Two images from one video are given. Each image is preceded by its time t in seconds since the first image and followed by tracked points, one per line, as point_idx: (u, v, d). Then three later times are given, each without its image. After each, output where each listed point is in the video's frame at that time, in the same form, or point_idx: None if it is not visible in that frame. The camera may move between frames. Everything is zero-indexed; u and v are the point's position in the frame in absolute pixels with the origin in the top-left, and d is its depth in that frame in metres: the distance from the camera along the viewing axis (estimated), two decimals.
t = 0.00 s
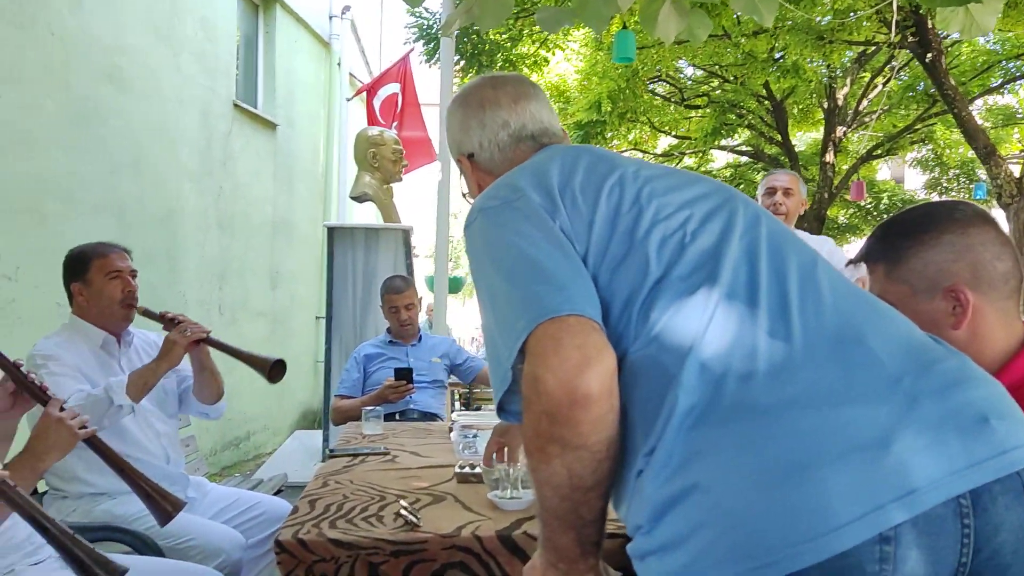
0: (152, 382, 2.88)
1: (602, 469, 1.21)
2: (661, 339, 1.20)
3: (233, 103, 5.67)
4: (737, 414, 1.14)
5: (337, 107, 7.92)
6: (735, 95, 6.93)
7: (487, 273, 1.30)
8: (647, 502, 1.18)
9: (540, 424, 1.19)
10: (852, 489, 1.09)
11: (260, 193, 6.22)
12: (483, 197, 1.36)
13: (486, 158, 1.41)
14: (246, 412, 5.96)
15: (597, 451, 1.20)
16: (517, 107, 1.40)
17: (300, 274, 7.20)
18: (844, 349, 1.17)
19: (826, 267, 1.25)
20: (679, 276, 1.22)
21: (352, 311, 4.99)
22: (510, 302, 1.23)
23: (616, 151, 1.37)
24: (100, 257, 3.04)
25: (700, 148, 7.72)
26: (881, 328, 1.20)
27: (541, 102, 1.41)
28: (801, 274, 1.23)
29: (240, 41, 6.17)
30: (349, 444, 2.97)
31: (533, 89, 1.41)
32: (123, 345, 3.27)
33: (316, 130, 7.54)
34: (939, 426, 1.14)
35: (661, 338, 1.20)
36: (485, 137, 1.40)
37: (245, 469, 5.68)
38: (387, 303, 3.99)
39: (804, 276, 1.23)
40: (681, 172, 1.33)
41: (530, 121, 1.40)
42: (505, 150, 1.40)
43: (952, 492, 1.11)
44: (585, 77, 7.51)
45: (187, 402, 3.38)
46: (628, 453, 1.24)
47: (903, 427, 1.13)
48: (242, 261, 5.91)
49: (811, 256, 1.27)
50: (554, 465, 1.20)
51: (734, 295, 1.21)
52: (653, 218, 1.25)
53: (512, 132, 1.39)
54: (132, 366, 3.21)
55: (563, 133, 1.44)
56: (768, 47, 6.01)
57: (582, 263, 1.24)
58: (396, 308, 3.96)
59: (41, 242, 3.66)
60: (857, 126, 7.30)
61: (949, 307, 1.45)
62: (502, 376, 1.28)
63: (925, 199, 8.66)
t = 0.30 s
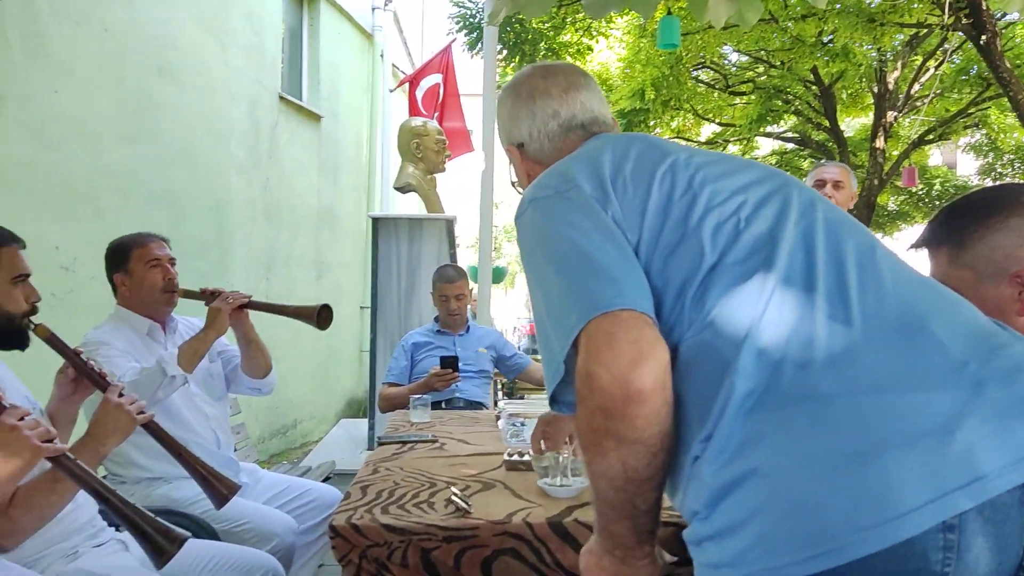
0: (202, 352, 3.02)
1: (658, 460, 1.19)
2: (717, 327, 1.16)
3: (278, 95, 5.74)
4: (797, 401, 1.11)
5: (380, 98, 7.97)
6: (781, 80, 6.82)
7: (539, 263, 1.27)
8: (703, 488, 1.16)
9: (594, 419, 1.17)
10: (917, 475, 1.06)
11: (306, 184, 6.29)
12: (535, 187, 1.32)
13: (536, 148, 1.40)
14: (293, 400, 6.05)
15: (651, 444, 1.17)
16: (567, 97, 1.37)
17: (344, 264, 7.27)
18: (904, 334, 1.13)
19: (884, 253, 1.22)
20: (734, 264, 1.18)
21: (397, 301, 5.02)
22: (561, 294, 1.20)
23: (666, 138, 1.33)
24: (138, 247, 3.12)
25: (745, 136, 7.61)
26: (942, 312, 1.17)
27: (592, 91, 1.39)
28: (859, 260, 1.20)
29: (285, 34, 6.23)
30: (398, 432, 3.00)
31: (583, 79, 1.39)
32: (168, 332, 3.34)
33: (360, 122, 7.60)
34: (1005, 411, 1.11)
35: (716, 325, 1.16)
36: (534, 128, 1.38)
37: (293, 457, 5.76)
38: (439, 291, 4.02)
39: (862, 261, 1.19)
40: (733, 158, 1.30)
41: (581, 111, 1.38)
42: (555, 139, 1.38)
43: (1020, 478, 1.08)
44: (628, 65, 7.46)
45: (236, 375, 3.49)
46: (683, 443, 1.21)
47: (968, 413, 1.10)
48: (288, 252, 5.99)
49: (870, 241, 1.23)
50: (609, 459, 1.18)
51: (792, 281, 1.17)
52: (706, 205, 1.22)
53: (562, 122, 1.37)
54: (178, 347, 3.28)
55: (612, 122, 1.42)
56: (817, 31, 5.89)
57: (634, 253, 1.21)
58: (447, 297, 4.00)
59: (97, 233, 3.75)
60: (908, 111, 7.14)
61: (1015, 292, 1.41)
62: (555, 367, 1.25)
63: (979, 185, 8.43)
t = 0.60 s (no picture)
0: (242, 343, 3.05)
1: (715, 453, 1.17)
2: (780, 318, 1.14)
3: (322, 88, 5.80)
4: (864, 393, 1.08)
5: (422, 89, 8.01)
6: (827, 66, 6.70)
7: (594, 253, 1.25)
8: (766, 481, 1.14)
9: (648, 414, 1.15)
10: (990, 469, 1.04)
11: (349, 176, 6.34)
12: (590, 175, 1.30)
13: (591, 137, 1.38)
14: (338, 391, 6.13)
15: (706, 439, 1.15)
16: (623, 86, 1.36)
17: (387, 255, 7.34)
18: (977, 324, 1.10)
19: (955, 239, 1.18)
20: (797, 252, 1.15)
21: (440, 292, 5.04)
22: (617, 287, 1.19)
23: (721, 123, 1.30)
24: (180, 239, 3.18)
25: (790, 124, 7.48)
26: (1015, 301, 1.13)
27: (647, 81, 1.38)
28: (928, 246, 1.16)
29: (328, 27, 6.28)
30: (445, 422, 3.02)
31: (638, 67, 1.38)
32: (214, 323, 3.39)
33: (402, 114, 7.65)
34: None
35: (779, 315, 1.14)
36: (590, 117, 1.37)
37: (338, 446, 5.84)
38: (486, 282, 4.04)
39: (931, 248, 1.16)
40: (794, 144, 1.26)
41: (637, 100, 1.36)
42: (610, 128, 1.37)
43: None
44: (672, 52, 7.37)
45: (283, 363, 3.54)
46: (744, 436, 1.19)
47: None
48: (332, 243, 6.06)
49: (940, 227, 1.19)
50: (665, 454, 1.16)
51: (858, 268, 1.14)
52: (768, 192, 1.18)
53: (617, 111, 1.36)
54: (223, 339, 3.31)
55: (669, 112, 1.41)
56: (866, 15, 5.77)
57: (691, 244, 1.18)
58: (494, 288, 4.01)
59: (150, 227, 3.83)
60: (959, 96, 6.96)
61: None
62: (608, 359, 1.24)
63: None
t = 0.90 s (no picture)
0: (274, 338, 3.06)
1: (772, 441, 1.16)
2: (842, 307, 1.12)
3: (358, 82, 5.84)
4: (931, 389, 1.06)
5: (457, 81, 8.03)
6: (867, 53, 6.59)
7: (649, 237, 1.25)
8: (825, 481, 1.13)
9: (697, 404, 1.15)
10: None
11: (385, 168, 6.38)
12: (647, 152, 1.29)
13: (653, 102, 1.37)
14: (375, 382, 6.19)
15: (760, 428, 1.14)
16: (688, 48, 1.34)
17: (424, 248, 7.38)
18: None
19: None
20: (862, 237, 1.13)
21: (476, 284, 5.05)
22: (672, 272, 1.18)
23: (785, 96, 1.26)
24: (217, 232, 3.23)
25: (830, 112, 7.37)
26: None
27: (714, 44, 1.35)
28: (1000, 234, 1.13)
29: (365, 20, 6.32)
30: (485, 413, 3.02)
31: (705, 30, 1.35)
32: (254, 315, 3.43)
33: (437, 106, 7.68)
34: None
35: (843, 303, 1.12)
36: (652, 81, 1.36)
37: (376, 437, 5.89)
38: (523, 273, 4.05)
39: (1003, 237, 1.13)
40: (863, 119, 1.22)
41: (702, 64, 1.34)
42: (673, 93, 1.36)
43: None
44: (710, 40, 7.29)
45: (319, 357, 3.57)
46: (804, 428, 1.18)
47: None
48: (370, 236, 6.10)
49: (1015, 212, 1.16)
50: (716, 445, 1.16)
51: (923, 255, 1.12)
52: (833, 173, 1.16)
53: (680, 76, 1.34)
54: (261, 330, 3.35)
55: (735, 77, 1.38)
56: None
57: (750, 228, 1.17)
58: (531, 279, 4.02)
59: (193, 222, 3.90)
60: (1005, 82, 6.80)
61: None
62: (659, 344, 1.23)
63: None
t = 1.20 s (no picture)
0: (301, 333, 3.10)
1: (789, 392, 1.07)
2: (874, 287, 1.00)
3: (386, 77, 5.86)
4: (953, 382, 0.96)
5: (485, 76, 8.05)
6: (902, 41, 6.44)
7: (682, 193, 1.14)
8: (841, 477, 1.04)
9: (699, 375, 1.10)
10: None
11: (414, 163, 6.41)
12: (695, 102, 1.16)
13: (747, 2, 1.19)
14: (405, 376, 6.23)
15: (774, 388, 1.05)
16: None
17: (452, 242, 7.42)
18: None
19: None
20: (903, 207, 1.00)
21: (505, 277, 5.06)
22: (694, 240, 1.09)
23: (856, 32, 1.08)
24: (247, 226, 3.27)
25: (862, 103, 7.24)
26: None
27: None
28: None
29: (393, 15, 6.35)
30: (515, 406, 3.03)
31: None
32: (284, 309, 3.47)
33: (465, 101, 7.70)
34: None
35: (879, 284, 1.00)
36: None
37: (406, 430, 5.93)
38: (551, 265, 4.05)
39: None
40: (939, 67, 1.05)
41: None
42: None
43: None
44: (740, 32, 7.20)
45: (347, 351, 3.59)
46: (834, 412, 1.09)
47: None
48: (398, 230, 6.13)
49: None
50: (718, 419, 1.11)
51: (970, 236, 0.99)
52: (883, 134, 1.02)
53: None
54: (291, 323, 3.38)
55: None
56: None
57: (785, 195, 1.05)
58: (559, 270, 4.02)
59: (225, 216, 3.94)
60: None
61: None
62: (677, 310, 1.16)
63: None
